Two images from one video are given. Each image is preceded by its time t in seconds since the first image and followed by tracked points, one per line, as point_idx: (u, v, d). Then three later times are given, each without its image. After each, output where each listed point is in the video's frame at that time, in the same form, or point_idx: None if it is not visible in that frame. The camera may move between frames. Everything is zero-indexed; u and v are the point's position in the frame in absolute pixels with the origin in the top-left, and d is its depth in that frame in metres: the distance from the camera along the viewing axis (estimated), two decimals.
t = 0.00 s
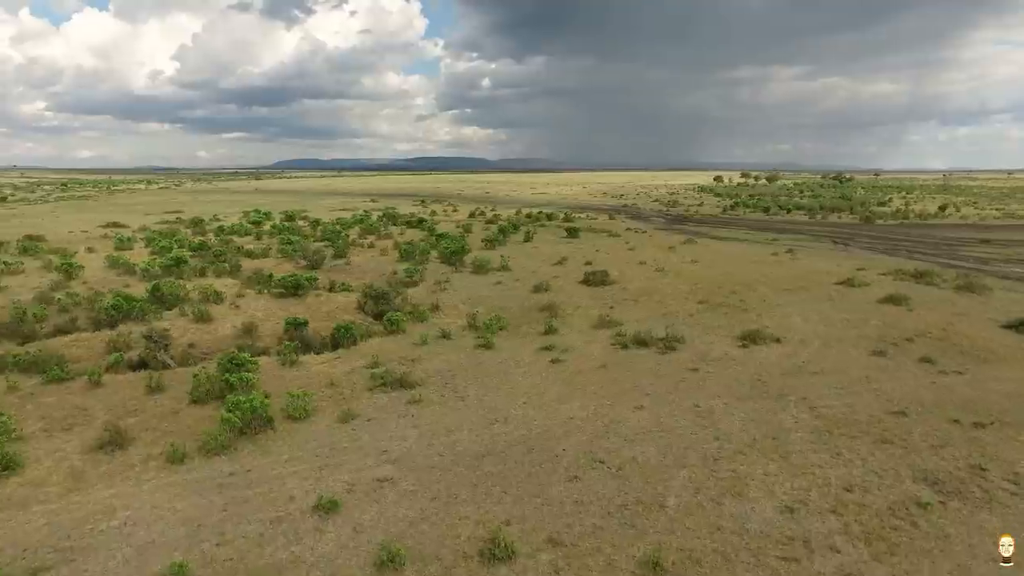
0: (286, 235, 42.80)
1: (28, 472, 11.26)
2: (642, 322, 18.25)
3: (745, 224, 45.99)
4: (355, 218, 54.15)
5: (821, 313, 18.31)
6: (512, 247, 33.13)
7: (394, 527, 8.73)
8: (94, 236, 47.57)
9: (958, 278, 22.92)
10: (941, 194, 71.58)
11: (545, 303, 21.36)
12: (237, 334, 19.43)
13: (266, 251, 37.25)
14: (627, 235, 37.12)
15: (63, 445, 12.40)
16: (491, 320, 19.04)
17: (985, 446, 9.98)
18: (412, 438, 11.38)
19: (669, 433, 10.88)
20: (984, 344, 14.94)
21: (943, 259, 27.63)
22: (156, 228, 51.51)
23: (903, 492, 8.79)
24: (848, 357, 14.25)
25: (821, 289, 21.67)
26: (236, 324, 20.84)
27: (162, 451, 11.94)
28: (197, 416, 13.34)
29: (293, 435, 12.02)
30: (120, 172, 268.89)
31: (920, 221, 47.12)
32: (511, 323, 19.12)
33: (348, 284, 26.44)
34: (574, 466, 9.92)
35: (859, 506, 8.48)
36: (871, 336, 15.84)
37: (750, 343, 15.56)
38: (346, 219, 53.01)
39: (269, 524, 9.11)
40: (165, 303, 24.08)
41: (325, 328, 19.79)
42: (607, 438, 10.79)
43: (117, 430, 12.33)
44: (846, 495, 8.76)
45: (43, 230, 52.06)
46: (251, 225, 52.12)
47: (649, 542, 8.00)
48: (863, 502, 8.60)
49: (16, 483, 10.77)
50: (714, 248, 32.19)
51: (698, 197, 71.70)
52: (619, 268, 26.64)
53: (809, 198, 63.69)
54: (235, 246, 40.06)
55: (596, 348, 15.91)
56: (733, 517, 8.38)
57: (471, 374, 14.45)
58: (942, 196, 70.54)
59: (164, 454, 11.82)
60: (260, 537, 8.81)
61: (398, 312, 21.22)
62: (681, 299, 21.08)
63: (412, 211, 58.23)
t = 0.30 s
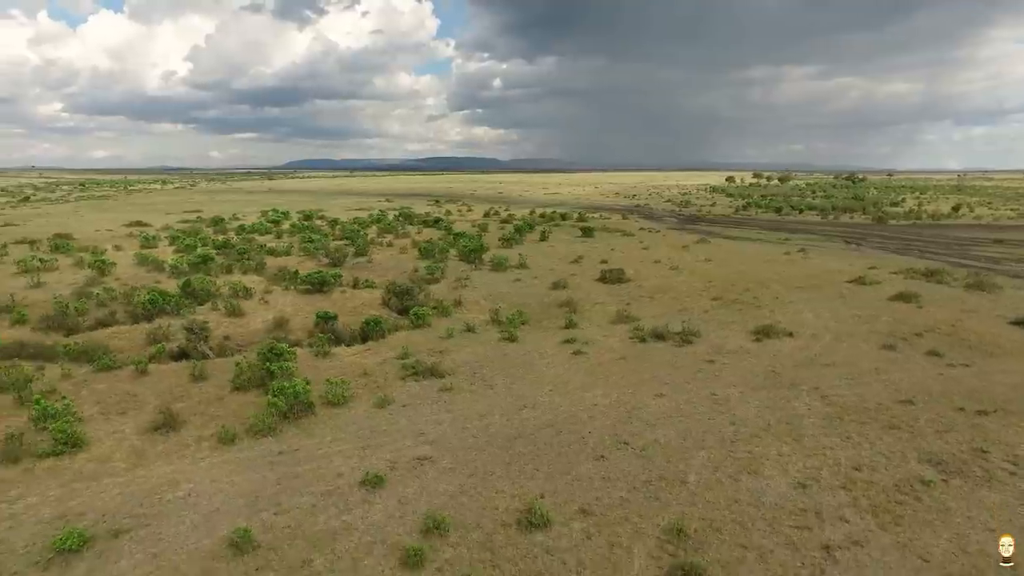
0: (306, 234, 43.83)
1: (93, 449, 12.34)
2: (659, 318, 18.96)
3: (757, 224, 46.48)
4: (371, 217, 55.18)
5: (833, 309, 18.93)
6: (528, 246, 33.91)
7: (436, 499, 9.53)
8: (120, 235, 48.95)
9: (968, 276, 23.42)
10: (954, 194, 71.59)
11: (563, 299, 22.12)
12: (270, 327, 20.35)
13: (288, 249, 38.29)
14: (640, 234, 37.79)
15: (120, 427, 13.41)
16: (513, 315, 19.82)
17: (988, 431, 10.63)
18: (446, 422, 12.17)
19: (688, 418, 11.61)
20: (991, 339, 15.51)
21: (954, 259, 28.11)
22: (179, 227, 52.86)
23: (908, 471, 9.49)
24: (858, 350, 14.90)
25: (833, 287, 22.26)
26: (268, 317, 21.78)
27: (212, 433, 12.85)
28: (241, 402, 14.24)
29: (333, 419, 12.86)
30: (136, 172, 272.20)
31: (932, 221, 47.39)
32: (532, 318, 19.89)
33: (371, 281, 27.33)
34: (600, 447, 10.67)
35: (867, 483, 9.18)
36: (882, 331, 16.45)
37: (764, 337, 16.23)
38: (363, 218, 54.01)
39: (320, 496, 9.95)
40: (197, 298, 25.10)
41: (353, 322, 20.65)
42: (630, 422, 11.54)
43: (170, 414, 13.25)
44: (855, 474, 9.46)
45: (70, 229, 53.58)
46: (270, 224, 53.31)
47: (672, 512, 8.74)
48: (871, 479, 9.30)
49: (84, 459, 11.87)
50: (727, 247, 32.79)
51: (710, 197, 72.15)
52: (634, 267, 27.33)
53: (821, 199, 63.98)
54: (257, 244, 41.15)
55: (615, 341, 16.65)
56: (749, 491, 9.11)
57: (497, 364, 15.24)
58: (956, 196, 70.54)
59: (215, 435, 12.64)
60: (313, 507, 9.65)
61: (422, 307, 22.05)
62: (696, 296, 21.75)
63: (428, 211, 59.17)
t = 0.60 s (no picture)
0: (326, 232, 44.87)
1: (149, 431, 13.38)
2: (675, 313, 19.65)
3: (770, 224, 46.94)
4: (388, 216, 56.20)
5: (845, 306, 19.54)
6: (545, 245, 34.68)
7: (474, 474, 10.32)
8: (145, 234, 50.25)
9: (979, 275, 23.88)
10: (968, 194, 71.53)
11: (581, 296, 22.88)
12: (301, 321, 21.27)
13: (309, 247, 39.31)
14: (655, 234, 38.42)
15: (171, 411, 14.37)
16: (534, 311, 20.58)
17: (992, 418, 11.28)
18: (478, 406, 12.98)
19: (706, 404, 12.35)
20: (999, 334, 16.07)
21: (965, 257, 28.58)
22: (201, 226, 54.17)
23: (914, 453, 10.22)
24: (869, 343, 15.57)
25: (845, 284, 22.84)
26: (298, 311, 22.71)
27: (257, 416, 13.73)
28: (281, 389, 15.14)
29: (371, 403, 13.72)
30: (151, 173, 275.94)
31: (946, 221, 47.60)
32: (552, 313, 20.65)
33: (393, 278, 28.22)
34: (624, 430, 11.43)
35: (876, 463, 9.88)
36: (893, 326, 17.06)
37: (777, 331, 16.90)
38: (380, 217, 55.01)
39: (365, 472, 10.76)
40: (228, 294, 26.13)
41: (380, 316, 21.51)
42: (651, 408, 12.29)
43: (218, 399, 14.16)
44: (864, 455, 10.17)
45: (96, 228, 55.07)
46: (290, 222, 54.47)
47: (694, 487, 9.48)
48: (879, 459, 10.02)
49: (143, 440, 12.88)
50: (740, 246, 33.37)
51: (723, 197, 72.54)
52: (649, 265, 28.02)
53: (834, 199, 64.24)
54: (279, 242, 42.24)
55: (634, 335, 17.40)
56: (766, 469, 9.83)
57: (522, 355, 16.01)
58: (970, 197, 70.50)
59: (261, 419, 13.50)
60: (360, 481, 10.46)
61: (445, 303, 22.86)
62: (711, 293, 22.43)
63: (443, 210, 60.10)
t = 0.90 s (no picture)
0: (345, 231, 45.89)
1: (199, 415, 14.33)
2: (691, 309, 20.36)
3: (782, 224, 47.39)
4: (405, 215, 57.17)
5: (857, 303, 20.15)
6: (561, 243, 35.42)
7: (508, 454, 11.12)
8: (169, 232, 51.61)
9: (991, 274, 24.35)
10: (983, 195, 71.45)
11: (599, 293, 23.62)
12: (331, 315, 22.18)
13: (331, 245, 40.32)
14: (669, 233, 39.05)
15: (216, 397, 15.30)
16: (555, 306, 21.34)
17: (998, 406, 11.90)
18: (507, 393, 13.78)
19: (724, 393, 13.08)
20: (1008, 330, 16.64)
21: (977, 257, 28.98)
22: (223, 224, 55.42)
23: (922, 437, 10.91)
24: (880, 338, 16.22)
25: (857, 282, 23.41)
26: (326, 306, 23.62)
27: (299, 402, 14.59)
28: (319, 377, 16.02)
29: (405, 391, 14.56)
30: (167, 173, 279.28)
31: (959, 221, 47.81)
32: (572, 309, 21.41)
33: (415, 275, 29.09)
34: (647, 416, 12.19)
35: (885, 446, 10.58)
36: (904, 322, 17.67)
37: (791, 326, 17.57)
38: (397, 216, 56.00)
39: (406, 451, 11.57)
40: (257, 289, 27.13)
41: (406, 311, 22.37)
42: (671, 396, 13.03)
43: (261, 386, 15.07)
44: (874, 439, 10.86)
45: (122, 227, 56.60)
46: (308, 221, 55.57)
47: (715, 466, 10.22)
48: (888, 443, 10.72)
49: (194, 423, 13.83)
50: (754, 245, 33.94)
51: (735, 197, 72.88)
52: (664, 263, 28.71)
53: (847, 199, 64.46)
54: (300, 240, 43.32)
55: (653, 329, 18.14)
56: (781, 450, 10.57)
57: (546, 348, 16.80)
58: (985, 197, 70.46)
59: (302, 404, 14.37)
60: (402, 459, 11.28)
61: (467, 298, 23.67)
62: (725, 290, 23.09)
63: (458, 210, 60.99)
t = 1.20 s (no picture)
0: (364, 230, 46.87)
1: (243, 401, 15.25)
2: (707, 305, 21.03)
3: (796, 223, 47.77)
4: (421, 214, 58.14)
5: (870, 300, 20.71)
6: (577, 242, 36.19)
7: (539, 437, 11.93)
8: (192, 230, 52.97)
9: (1003, 272, 24.76)
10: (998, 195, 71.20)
11: (616, 290, 24.35)
12: (358, 309, 23.07)
13: (350, 243, 41.31)
14: (682, 232, 39.64)
15: (258, 385, 16.21)
16: (574, 302, 22.09)
17: (1004, 396, 12.50)
18: (534, 383, 14.56)
19: (741, 382, 13.80)
20: (1017, 326, 17.16)
21: (990, 256, 29.37)
22: (244, 223, 56.73)
23: (930, 423, 11.56)
24: (892, 332, 16.82)
25: (870, 280, 23.95)
26: (353, 301, 24.55)
27: (336, 390, 15.45)
28: (353, 368, 16.88)
29: (436, 380, 15.38)
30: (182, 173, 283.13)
31: (974, 221, 47.91)
32: (590, 305, 22.16)
33: (436, 272, 29.94)
34: (668, 403, 12.95)
35: (895, 432, 11.26)
36: (915, 318, 18.23)
37: (805, 321, 18.21)
38: (414, 215, 56.97)
39: (442, 434, 12.37)
40: (284, 285, 28.13)
41: (430, 307, 23.21)
42: (690, 385, 13.78)
43: (300, 375, 15.94)
44: (884, 425, 11.55)
45: (146, 225, 58.11)
46: (327, 220, 56.69)
47: (733, 448, 10.96)
48: (898, 428, 11.40)
49: (240, 408, 14.74)
50: (768, 244, 34.47)
51: (748, 197, 73.17)
52: (678, 262, 29.36)
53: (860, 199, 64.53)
54: (321, 238, 44.38)
55: (670, 324, 18.85)
56: (796, 434, 11.28)
57: (568, 341, 17.56)
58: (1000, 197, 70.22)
59: (340, 391, 15.22)
60: (440, 441, 12.10)
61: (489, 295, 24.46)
62: (740, 288, 23.72)
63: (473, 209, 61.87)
